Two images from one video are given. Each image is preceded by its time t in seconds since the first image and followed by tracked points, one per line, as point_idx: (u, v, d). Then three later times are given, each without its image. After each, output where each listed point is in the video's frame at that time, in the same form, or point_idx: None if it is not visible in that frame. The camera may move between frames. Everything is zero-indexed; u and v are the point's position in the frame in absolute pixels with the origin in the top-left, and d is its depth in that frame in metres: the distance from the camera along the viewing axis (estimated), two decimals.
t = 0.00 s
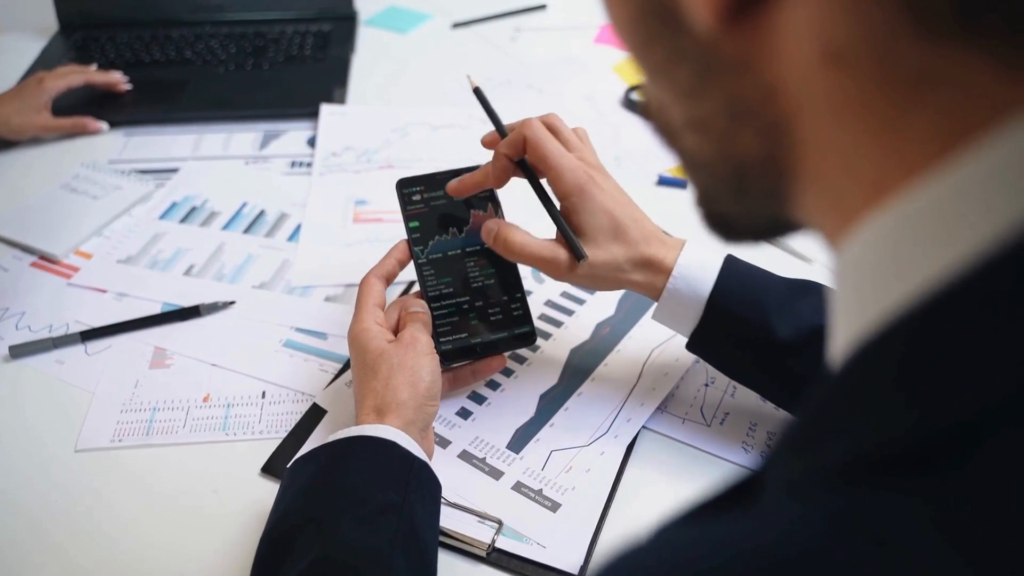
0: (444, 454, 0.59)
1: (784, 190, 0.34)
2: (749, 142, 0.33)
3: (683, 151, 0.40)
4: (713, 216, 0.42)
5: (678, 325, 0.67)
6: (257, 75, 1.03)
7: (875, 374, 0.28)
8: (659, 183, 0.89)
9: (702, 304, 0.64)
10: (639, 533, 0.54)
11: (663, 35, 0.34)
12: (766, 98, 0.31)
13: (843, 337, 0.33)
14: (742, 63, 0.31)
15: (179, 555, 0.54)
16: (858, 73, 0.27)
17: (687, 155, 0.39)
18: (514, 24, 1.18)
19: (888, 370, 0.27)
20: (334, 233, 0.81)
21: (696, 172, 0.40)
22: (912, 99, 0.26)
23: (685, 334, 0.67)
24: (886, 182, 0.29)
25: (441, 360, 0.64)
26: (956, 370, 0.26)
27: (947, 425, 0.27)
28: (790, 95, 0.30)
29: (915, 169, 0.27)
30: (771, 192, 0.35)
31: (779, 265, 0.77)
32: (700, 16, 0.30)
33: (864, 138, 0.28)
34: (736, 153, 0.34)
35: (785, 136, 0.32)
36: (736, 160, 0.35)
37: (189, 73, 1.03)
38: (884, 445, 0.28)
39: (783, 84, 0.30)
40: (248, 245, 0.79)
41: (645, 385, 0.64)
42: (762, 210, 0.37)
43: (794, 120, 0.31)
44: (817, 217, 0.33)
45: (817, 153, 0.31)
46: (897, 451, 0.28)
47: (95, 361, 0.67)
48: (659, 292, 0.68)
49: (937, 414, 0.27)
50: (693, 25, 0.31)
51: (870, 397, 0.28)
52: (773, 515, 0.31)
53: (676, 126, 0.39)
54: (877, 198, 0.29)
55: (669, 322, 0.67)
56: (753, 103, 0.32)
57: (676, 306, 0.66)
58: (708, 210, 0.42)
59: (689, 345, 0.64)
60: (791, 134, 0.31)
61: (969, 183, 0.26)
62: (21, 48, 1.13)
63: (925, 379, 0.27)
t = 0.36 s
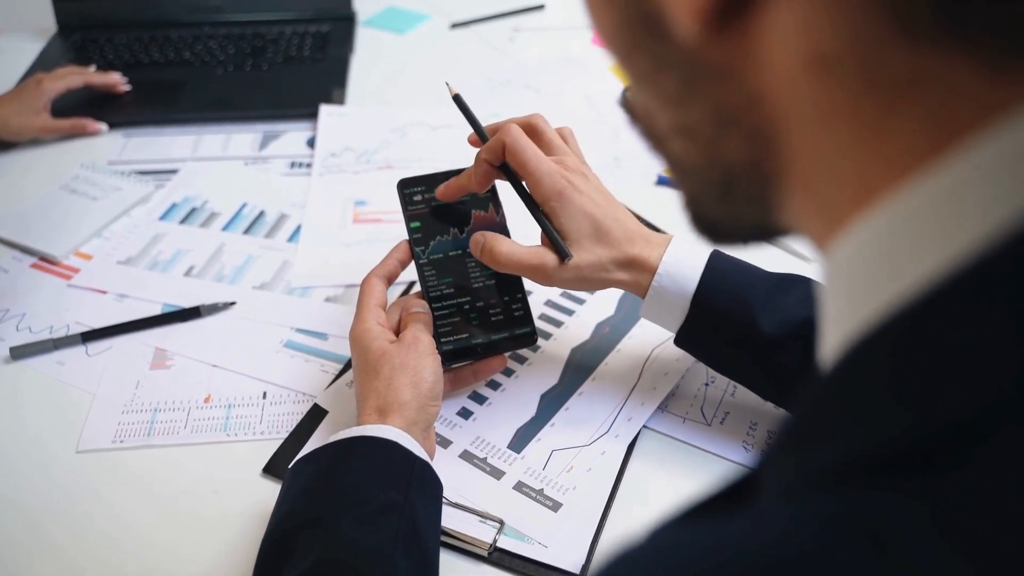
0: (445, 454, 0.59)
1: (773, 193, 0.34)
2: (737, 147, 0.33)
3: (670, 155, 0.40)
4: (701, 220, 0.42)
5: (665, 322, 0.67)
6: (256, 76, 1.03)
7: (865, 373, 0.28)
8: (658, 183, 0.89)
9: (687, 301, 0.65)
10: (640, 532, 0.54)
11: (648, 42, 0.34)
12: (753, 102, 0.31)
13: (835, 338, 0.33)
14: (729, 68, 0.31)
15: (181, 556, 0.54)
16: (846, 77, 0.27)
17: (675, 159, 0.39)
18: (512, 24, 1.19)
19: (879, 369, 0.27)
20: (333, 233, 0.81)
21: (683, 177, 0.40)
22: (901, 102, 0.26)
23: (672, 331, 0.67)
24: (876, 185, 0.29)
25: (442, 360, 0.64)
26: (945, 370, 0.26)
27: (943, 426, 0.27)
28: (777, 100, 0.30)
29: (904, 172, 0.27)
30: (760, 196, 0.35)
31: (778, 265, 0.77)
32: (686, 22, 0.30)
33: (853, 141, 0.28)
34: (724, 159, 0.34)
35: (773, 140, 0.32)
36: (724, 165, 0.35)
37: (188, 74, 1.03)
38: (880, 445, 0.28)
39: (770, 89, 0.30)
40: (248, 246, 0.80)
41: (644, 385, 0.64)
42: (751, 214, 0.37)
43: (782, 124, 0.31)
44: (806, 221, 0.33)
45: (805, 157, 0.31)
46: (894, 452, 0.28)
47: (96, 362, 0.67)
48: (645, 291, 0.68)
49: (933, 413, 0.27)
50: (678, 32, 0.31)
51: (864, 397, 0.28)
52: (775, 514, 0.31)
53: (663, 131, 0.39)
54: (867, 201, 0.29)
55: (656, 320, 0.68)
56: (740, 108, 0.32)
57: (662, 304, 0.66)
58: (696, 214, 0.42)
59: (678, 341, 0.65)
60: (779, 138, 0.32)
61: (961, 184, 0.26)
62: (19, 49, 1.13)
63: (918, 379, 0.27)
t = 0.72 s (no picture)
0: (448, 455, 0.59)
1: (775, 196, 0.34)
2: (739, 149, 0.34)
3: (672, 157, 0.40)
4: (703, 222, 0.42)
5: (676, 322, 0.67)
6: (257, 77, 1.03)
7: (865, 374, 0.28)
8: (660, 183, 0.89)
9: (699, 301, 0.65)
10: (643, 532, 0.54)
11: (651, 46, 0.34)
12: (756, 105, 0.32)
13: (838, 340, 0.34)
14: (731, 72, 0.31)
15: (186, 557, 0.54)
16: (848, 81, 0.27)
17: (678, 161, 0.40)
18: (513, 25, 1.19)
19: (881, 370, 0.28)
20: (336, 234, 0.81)
21: (685, 179, 0.40)
22: (902, 105, 0.26)
23: (682, 331, 0.67)
24: (877, 188, 0.29)
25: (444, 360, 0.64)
26: (945, 371, 0.27)
27: (943, 427, 0.27)
28: (780, 103, 0.30)
29: (906, 175, 0.28)
30: (763, 198, 0.35)
31: (779, 265, 0.77)
32: (689, 26, 0.30)
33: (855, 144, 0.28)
34: (725, 160, 0.35)
35: (775, 142, 0.32)
36: (727, 168, 0.35)
37: (190, 75, 1.03)
38: (880, 446, 0.28)
39: (772, 93, 0.30)
40: (251, 246, 0.80)
41: (647, 385, 0.65)
42: (752, 216, 0.37)
43: (784, 127, 0.31)
44: (808, 222, 0.34)
45: (808, 160, 0.31)
46: (897, 452, 0.28)
47: (99, 363, 0.67)
48: (656, 291, 0.68)
49: (934, 413, 0.27)
50: (682, 35, 0.32)
51: (867, 395, 0.28)
52: (779, 514, 0.31)
53: (665, 134, 0.39)
54: (869, 204, 0.30)
55: (666, 319, 0.68)
56: (742, 111, 0.32)
57: (674, 303, 0.66)
58: (698, 216, 0.42)
59: (690, 341, 0.65)
60: (781, 141, 0.32)
61: (962, 188, 0.26)
62: (21, 51, 1.14)
63: (918, 380, 0.27)
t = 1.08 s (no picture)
0: (453, 455, 0.59)
1: (790, 195, 0.35)
2: (755, 149, 0.34)
3: (686, 155, 0.40)
4: (715, 220, 0.42)
5: (671, 327, 0.67)
6: (259, 78, 1.03)
7: (875, 377, 0.29)
8: (662, 183, 0.89)
9: (693, 306, 0.65)
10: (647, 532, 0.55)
11: (669, 45, 0.34)
12: (773, 106, 0.32)
13: (851, 337, 0.34)
14: (749, 73, 0.32)
15: (191, 557, 0.54)
16: (866, 84, 0.27)
17: (692, 160, 0.40)
18: (514, 26, 1.19)
19: (887, 373, 0.28)
20: (338, 235, 0.81)
21: (699, 177, 0.41)
22: (919, 110, 0.27)
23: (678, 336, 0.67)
24: (890, 191, 0.29)
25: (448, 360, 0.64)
26: (949, 376, 0.27)
27: (946, 431, 0.27)
28: (798, 105, 0.31)
29: (921, 178, 0.28)
30: (778, 197, 0.35)
31: (781, 265, 0.77)
32: (709, 27, 0.30)
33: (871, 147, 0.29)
34: (740, 161, 0.35)
35: (790, 144, 0.32)
36: (742, 167, 0.35)
37: (192, 76, 1.03)
38: (890, 446, 0.28)
39: (790, 94, 0.31)
40: (254, 247, 0.80)
41: (650, 385, 0.65)
42: (765, 213, 0.38)
43: (801, 128, 0.31)
44: (823, 222, 0.34)
45: (824, 161, 0.31)
46: (907, 452, 0.28)
47: (103, 363, 0.67)
48: (651, 297, 0.68)
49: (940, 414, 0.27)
50: (700, 36, 0.32)
51: (874, 399, 0.29)
52: (790, 514, 0.31)
53: (679, 132, 0.39)
54: (883, 206, 0.30)
55: (662, 324, 0.68)
56: (759, 112, 0.33)
57: (669, 308, 0.66)
58: (710, 213, 0.42)
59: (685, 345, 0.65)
60: (797, 142, 0.32)
61: (975, 193, 0.27)
62: (24, 52, 1.14)
63: (925, 381, 0.27)
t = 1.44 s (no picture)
0: (456, 454, 0.59)
1: (790, 189, 0.35)
2: (756, 143, 0.34)
3: (688, 148, 0.41)
4: (715, 214, 0.43)
5: (679, 323, 0.67)
6: (261, 79, 1.03)
7: (876, 369, 0.29)
8: (663, 183, 0.89)
9: (703, 302, 0.65)
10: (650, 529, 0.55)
11: (672, 38, 0.35)
12: (773, 100, 0.32)
13: (848, 332, 0.34)
14: (750, 66, 0.32)
15: (195, 556, 0.54)
16: (866, 79, 0.28)
17: (693, 153, 0.40)
18: (515, 26, 1.19)
19: (888, 365, 0.28)
20: (340, 235, 0.81)
21: (700, 171, 0.41)
22: (918, 104, 0.27)
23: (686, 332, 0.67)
24: (889, 185, 0.30)
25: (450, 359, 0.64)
26: (946, 368, 0.27)
27: (943, 424, 0.27)
28: (798, 99, 0.31)
29: (918, 173, 0.28)
30: (778, 191, 0.36)
31: (783, 264, 0.78)
32: (712, 19, 0.31)
33: (870, 141, 0.29)
34: (742, 153, 0.35)
35: (791, 137, 0.33)
36: (743, 160, 0.36)
37: (193, 77, 1.03)
38: (891, 436, 0.28)
39: (790, 88, 0.31)
40: (256, 247, 0.80)
41: (652, 384, 0.65)
42: (765, 207, 0.38)
43: (801, 121, 0.32)
44: (822, 216, 0.34)
45: (823, 154, 0.32)
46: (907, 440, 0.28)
47: (106, 363, 0.67)
48: (660, 295, 0.68)
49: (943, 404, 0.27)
50: (703, 28, 0.32)
51: (872, 393, 0.29)
52: (788, 505, 0.31)
53: (681, 125, 0.39)
54: (881, 201, 0.30)
55: (670, 320, 0.68)
56: (760, 106, 0.33)
57: (678, 304, 0.66)
58: (710, 207, 0.43)
59: (693, 342, 0.65)
60: (797, 135, 0.32)
61: (971, 188, 0.27)
62: (26, 52, 1.14)
63: (925, 371, 0.28)
